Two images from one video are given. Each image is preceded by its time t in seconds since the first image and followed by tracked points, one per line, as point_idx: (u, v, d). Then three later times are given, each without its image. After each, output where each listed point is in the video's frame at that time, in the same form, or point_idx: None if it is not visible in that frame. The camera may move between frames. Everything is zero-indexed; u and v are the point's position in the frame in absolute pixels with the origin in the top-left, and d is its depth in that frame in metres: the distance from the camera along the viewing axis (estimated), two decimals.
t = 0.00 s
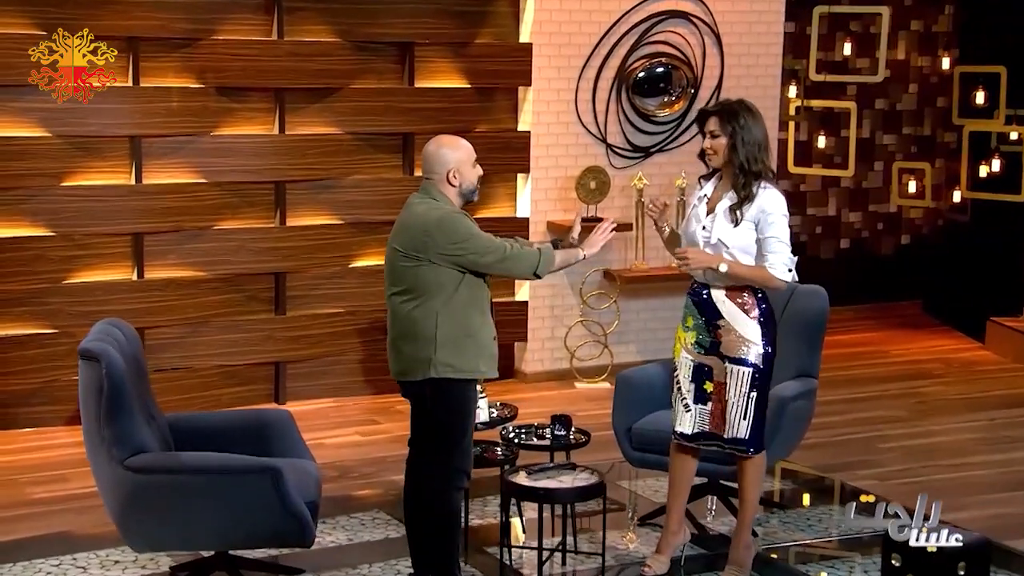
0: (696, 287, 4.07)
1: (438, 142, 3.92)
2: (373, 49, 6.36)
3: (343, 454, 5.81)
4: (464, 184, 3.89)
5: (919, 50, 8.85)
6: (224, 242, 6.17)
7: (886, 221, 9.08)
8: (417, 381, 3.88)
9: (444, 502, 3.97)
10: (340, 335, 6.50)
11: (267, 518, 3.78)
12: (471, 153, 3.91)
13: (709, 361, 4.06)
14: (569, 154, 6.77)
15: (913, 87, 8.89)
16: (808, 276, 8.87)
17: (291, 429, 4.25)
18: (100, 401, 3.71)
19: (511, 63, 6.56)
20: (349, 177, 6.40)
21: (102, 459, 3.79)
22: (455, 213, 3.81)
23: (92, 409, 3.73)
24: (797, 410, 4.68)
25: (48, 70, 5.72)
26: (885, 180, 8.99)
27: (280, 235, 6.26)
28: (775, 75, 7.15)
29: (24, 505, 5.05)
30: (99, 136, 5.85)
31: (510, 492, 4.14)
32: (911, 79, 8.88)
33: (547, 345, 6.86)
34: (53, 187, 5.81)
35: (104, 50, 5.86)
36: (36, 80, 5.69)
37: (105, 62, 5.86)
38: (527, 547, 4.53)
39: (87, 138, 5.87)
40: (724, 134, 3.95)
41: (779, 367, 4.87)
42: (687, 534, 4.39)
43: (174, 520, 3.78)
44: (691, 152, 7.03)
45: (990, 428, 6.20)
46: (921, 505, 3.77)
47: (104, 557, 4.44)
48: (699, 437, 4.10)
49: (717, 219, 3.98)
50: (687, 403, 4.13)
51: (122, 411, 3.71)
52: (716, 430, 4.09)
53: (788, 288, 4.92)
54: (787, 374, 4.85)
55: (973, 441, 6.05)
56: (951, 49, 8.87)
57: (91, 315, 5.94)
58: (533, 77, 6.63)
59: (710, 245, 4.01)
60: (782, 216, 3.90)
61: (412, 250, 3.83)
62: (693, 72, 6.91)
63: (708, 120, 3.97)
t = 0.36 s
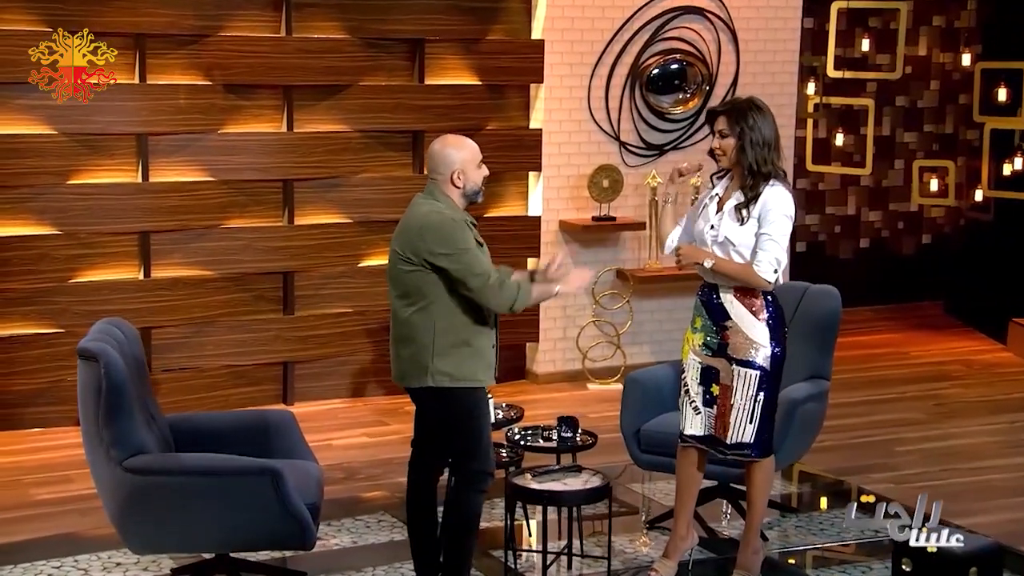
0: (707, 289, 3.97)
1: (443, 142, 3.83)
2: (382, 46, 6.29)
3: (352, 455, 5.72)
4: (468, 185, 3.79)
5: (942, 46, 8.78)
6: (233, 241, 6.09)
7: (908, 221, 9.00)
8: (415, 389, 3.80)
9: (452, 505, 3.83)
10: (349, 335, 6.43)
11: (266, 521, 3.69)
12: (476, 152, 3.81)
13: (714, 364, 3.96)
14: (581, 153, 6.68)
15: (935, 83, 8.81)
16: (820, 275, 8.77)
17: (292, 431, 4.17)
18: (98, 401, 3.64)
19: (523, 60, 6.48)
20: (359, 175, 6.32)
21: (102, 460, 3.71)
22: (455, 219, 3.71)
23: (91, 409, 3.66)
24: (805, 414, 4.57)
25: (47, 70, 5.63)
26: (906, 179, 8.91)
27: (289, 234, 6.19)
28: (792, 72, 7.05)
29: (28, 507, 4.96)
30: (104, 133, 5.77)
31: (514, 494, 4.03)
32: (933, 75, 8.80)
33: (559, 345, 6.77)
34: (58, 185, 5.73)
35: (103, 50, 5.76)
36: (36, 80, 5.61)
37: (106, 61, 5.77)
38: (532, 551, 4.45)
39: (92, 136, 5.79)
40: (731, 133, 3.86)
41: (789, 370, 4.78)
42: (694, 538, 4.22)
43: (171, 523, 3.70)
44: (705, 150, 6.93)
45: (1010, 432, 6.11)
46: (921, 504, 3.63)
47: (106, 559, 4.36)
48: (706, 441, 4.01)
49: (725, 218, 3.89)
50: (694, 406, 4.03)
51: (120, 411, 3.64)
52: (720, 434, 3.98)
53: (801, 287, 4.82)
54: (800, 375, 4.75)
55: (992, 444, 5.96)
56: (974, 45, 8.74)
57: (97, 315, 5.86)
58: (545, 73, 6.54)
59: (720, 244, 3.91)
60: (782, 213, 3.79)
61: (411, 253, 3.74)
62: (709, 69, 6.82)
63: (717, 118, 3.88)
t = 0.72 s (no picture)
0: (707, 290, 3.88)
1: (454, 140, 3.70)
2: (391, 43, 6.20)
3: (359, 458, 5.64)
4: (483, 185, 3.70)
5: (964, 42, 8.66)
6: (240, 240, 6.01)
7: (928, 220, 8.92)
8: (424, 396, 3.72)
9: (460, 508, 3.76)
10: (357, 335, 6.34)
11: (263, 524, 3.63)
12: (488, 150, 3.71)
13: (718, 369, 3.87)
14: (591, 151, 6.59)
15: (956, 80, 8.72)
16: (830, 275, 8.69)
17: (292, 431, 4.09)
18: (94, 403, 3.58)
19: (533, 57, 6.39)
20: (367, 174, 6.23)
21: (98, 462, 3.65)
22: (464, 226, 3.58)
23: (87, 411, 3.60)
24: (812, 416, 4.45)
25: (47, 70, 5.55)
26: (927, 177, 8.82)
27: (297, 233, 6.10)
28: (808, 70, 6.96)
29: (31, 508, 4.88)
30: (108, 131, 5.69)
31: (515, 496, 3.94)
32: (954, 72, 8.71)
33: (570, 346, 6.69)
34: (61, 184, 5.65)
35: (103, 50, 5.68)
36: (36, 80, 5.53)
37: (106, 62, 5.69)
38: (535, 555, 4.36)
39: (95, 134, 5.71)
40: (735, 137, 3.78)
41: (795, 374, 4.67)
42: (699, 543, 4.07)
43: (168, 526, 3.64)
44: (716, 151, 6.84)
45: None
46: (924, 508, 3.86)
47: (106, 562, 4.27)
48: (707, 445, 3.91)
49: (728, 221, 3.80)
50: (695, 409, 3.93)
51: (116, 413, 3.57)
52: (724, 437, 3.89)
53: (810, 288, 4.71)
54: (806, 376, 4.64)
55: (1009, 448, 5.87)
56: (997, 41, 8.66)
57: (102, 315, 5.78)
58: (556, 71, 6.46)
59: (722, 244, 3.82)
60: (793, 217, 3.70)
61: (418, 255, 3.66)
62: (723, 66, 6.73)
63: (720, 122, 3.81)
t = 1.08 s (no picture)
0: (704, 291, 3.78)
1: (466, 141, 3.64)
2: (397, 41, 6.13)
3: (362, 460, 5.56)
4: (496, 187, 3.63)
5: (983, 39, 8.65)
6: (243, 240, 5.94)
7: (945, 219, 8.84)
8: (432, 404, 3.64)
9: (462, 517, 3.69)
10: (361, 337, 6.26)
11: (257, 527, 3.56)
12: (500, 151, 3.64)
13: (724, 371, 3.78)
14: (600, 151, 6.51)
15: (975, 77, 8.68)
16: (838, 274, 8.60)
17: (287, 434, 4.02)
18: (85, 406, 3.51)
19: (540, 55, 6.32)
20: (373, 173, 6.15)
21: (89, 465, 3.58)
22: (476, 233, 3.50)
23: (78, 413, 3.53)
24: (818, 419, 4.39)
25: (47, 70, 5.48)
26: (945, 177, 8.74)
27: (301, 233, 6.03)
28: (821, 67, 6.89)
29: (30, 511, 4.80)
30: (110, 130, 5.61)
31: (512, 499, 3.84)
32: (973, 70, 8.66)
33: (578, 348, 6.61)
34: (63, 183, 5.58)
35: (103, 49, 5.60)
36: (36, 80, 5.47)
37: (106, 61, 5.61)
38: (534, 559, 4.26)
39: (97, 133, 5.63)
40: (738, 134, 3.70)
41: (798, 375, 4.57)
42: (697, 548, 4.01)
43: (160, 530, 3.57)
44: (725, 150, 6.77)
45: None
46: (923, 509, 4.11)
47: (102, 565, 4.19)
48: (711, 450, 3.81)
49: (739, 223, 3.71)
50: (699, 413, 3.83)
51: (107, 415, 3.50)
52: (729, 441, 3.80)
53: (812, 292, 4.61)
54: (808, 378, 4.55)
55: None
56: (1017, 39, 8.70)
57: (104, 316, 5.71)
58: (564, 68, 6.39)
59: (740, 250, 3.72)
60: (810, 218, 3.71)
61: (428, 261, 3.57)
62: (734, 64, 6.66)
63: (721, 120, 3.70)
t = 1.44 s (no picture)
0: (706, 292, 3.71)
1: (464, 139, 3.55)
2: (404, 38, 6.05)
3: (367, 463, 5.47)
4: (497, 184, 3.54)
5: (1002, 35, 8.57)
6: (248, 239, 5.85)
7: (962, 218, 8.75)
8: (431, 407, 3.56)
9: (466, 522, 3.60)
10: (367, 337, 6.17)
11: (253, 531, 3.48)
12: (500, 148, 3.55)
13: (723, 373, 3.69)
14: (610, 150, 6.43)
15: (995, 74, 8.60)
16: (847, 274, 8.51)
17: (286, 437, 3.94)
18: (79, 407, 3.43)
19: (548, 53, 6.23)
20: (380, 172, 6.07)
21: (83, 466, 3.49)
22: (483, 234, 3.42)
23: (71, 414, 3.44)
24: (828, 423, 4.31)
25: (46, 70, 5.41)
26: (963, 176, 8.66)
27: (306, 232, 5.94)
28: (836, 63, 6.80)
29: (32, 513, 4.72)
30: (113, 127, 5.53)
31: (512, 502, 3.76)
32: (992, 67, 8.59)
33: (588, 349, 6.53)
34: (66, 182, 5.50)
35: (102, 50, 5.52)
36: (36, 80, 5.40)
37: (106, 61, 5.53)
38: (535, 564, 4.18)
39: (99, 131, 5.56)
40: (739, 134, 3.60)
41: (807, 377, 4.47)
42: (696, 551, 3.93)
43: (154, 533, 3.49)
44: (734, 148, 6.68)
45: None
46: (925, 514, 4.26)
47: (101, 567, 4.10)
48: (712, 452, 3.73)
49: (744, 225, 3.62)
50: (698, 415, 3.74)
51: (102, 416, 3.42)
52: (732, 443, 3.72)
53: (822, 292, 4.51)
54: (819, 380, 4.45)
55: None
56: None
57: (108, 316, 5.63)
58: (573, 66, 6.30)
59: (739, 252, 3.64)
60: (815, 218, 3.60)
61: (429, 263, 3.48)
62: (746, 61, 6.58)
63: (721, 120, 3.61)
